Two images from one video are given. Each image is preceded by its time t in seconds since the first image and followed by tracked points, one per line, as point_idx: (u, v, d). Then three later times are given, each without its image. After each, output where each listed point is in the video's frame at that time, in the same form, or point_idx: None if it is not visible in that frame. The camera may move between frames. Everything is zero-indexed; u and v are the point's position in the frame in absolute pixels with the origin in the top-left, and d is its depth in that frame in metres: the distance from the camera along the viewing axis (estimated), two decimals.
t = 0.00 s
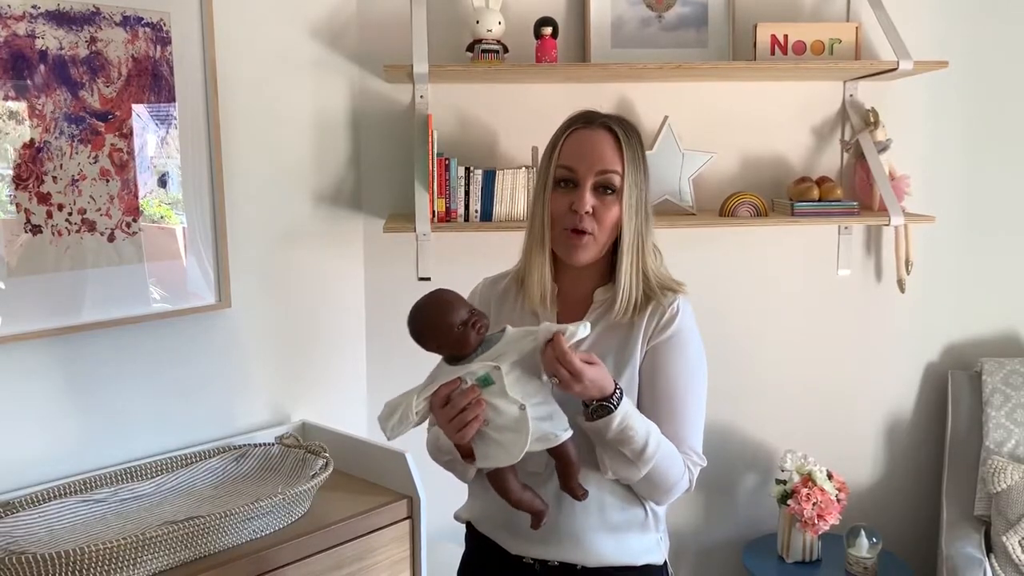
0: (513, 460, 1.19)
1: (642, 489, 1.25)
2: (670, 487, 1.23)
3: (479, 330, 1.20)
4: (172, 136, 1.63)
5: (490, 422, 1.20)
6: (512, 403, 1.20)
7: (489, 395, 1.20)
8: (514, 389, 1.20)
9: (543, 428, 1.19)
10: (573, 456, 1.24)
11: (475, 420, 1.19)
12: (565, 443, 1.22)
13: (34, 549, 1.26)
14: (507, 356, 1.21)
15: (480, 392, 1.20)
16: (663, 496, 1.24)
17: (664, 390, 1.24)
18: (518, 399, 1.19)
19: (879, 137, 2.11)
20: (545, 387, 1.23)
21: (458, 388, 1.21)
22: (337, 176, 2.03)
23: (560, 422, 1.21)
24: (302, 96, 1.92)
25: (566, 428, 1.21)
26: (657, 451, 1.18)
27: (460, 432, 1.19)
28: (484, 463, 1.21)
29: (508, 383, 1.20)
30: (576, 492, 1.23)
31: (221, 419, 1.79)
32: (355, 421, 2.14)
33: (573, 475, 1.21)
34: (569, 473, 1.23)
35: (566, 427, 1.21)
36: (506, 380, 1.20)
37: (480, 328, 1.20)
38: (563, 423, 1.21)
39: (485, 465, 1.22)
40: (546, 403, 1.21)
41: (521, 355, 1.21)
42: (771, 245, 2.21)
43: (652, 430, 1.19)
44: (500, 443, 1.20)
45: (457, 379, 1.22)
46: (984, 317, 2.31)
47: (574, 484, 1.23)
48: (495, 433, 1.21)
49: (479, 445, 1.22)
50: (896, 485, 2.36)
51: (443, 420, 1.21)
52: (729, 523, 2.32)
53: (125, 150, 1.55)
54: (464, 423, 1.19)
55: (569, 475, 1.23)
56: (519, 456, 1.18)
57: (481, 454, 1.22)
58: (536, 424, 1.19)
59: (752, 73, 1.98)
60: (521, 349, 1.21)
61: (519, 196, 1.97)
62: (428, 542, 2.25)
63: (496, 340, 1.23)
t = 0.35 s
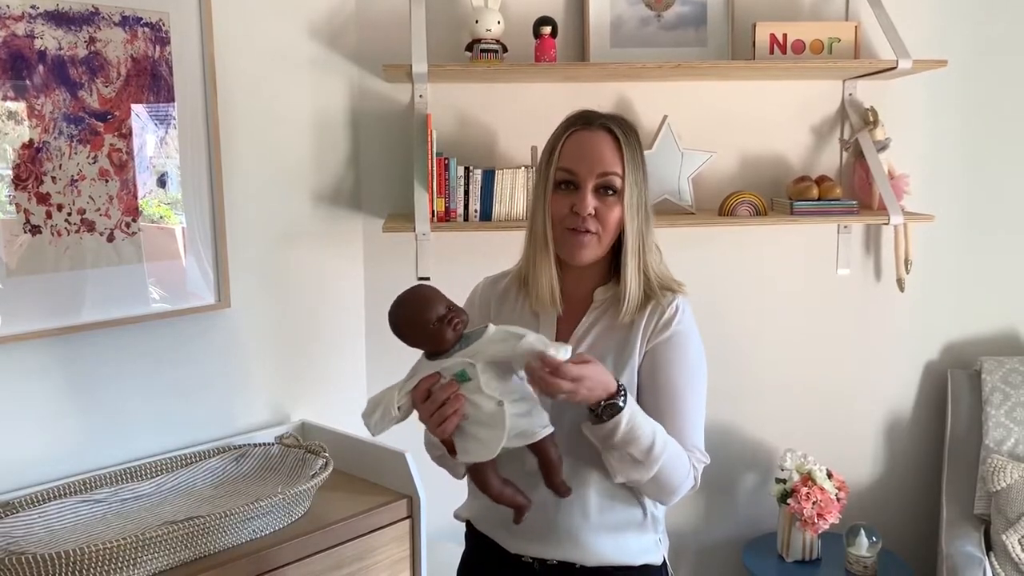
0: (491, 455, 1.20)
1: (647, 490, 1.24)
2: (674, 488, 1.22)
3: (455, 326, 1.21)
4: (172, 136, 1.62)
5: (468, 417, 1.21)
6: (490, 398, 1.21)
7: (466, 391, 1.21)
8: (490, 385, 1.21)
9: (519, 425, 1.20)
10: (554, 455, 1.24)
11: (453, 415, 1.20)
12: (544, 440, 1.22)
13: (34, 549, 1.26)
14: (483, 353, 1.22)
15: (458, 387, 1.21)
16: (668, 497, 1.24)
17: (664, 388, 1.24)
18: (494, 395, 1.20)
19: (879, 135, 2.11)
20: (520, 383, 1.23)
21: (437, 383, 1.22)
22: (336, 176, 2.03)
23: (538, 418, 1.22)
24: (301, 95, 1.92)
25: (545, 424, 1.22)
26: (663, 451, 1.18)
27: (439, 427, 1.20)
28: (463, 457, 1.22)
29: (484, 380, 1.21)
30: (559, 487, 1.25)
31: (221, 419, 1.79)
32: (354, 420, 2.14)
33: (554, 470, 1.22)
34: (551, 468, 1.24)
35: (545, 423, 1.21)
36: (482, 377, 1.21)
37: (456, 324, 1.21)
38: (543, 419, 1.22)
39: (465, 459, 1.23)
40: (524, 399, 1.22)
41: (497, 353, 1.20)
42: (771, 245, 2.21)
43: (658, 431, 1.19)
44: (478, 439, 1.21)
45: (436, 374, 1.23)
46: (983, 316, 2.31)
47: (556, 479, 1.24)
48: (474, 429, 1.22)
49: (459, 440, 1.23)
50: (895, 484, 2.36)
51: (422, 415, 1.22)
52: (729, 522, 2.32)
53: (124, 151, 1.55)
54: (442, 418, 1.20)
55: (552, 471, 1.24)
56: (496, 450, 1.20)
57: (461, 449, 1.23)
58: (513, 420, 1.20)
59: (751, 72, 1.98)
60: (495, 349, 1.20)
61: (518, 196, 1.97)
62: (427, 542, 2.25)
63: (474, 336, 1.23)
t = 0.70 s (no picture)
0: (436, 462, 1.22)
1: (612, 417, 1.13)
2: (647, 407, 1.11)
3: (443, 328, 1.23)
4: (169, 136, 1.62)
5: (429, 419, 1.23)
6: (453, 409, 1.22)
7: (433, 394, 1.22)
8: (456, 398, 1.22)
9: (474, 445, 1.22)
10: (503, 486, 1.25)
11: (417, 413, 1.22)
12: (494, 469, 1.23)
13: (31, 550, 1.26)
14: (457, 364, 1.23)
15: (429, 386, 1.22)
16: (638, 419, 1.11)
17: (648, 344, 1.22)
18: (456, 408, 1.21)
19: (876, 133, 2.11)
20: (488, 405, 1.23)
21: (413, 374, 1.25)
22: (334, 176, 2.03)
23: (494, 445, 1.23)
24: (298, 95, 1.91)
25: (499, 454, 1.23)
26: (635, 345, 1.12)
27: (402, 418, 1.22)
28: (415, 453, 1.25)
29: (449, 390, 1.22)
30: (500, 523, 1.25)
31: (219, 419, 1.79)
32: (353, 420, 2.14)
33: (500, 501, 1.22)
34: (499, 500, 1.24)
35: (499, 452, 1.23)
36: (449, 387, 1.22)
37: (444, 327, 1.23)
38: (499, 446, 1.23)
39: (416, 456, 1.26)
40: (485, 422, 1.22)
41: (468, 369, 1.21)
42: (769, 243, 2.21)
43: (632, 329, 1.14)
44: (430, 441, 1.23)
45: (415, 366, 1.25)
46: (981, 314, 2.31)
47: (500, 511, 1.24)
48: (431, 432, 1.23)
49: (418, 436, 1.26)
50: (894, 482, 2.36)
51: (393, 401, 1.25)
52: (727, 520, 2.33)
53: (121, 151, 1.55)
54: (407, 410, 1.23)
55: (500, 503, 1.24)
56: (440, 458, 1.22)
57: (416, 446, 1.26)
58: (467, 437, 1.22)
59: (748, 70, 1.98)
60: (466, 366, 1.21)
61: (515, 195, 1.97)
62: (426, 541, 2.25)
63: (460, 344, 1.25)
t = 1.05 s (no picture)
0: (439, 468, 1.21)
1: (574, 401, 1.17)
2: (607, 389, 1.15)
3: (421, 335, 1.22)
4: (165, 136, 1.62)
5: (424, 426, 1.22)
6: (447, 413, 1.20)
7: (424, 400, 1.21)
8: (448, 400, 1.21)
9: (474, 444, 1.20)
10: (506, 480, 1.25)
11: (411, 422, 1.21)
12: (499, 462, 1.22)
13: (28, 552, 1.26)
14: (444, 367, 1.21)
15: (419, 394, 1.21)
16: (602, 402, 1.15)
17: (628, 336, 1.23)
18: (449, 410, 1.20)
19: (873, 133, 2.10)
20: (480, 402, 1.22)
21: (400, 385, 1.24)
22: (330, 176, 2.03)
23: (493, 441, 1.21)
24: (294, 95, 1.91)
25: (500, 448, 1.21)
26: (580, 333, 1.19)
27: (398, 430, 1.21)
28: (416, 462, 1.24)
29: (441, 394, 1.21)
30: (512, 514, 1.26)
31: (216, 420, 1.78)
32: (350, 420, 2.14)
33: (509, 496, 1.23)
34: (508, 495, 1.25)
35: (500, 446, 1.21)
36: (439, 390, 1.21)
37: (423, 332, 1.22)
38: (498, 441, 1.21)
39: (418, 465, 1.24)
40: (480, 419, 1.21)
41: (455, 370, 1.20)
42: (765, 243, 2.22)
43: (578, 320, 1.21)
44: (430, 449, 1.22)
45: (400, 376, 1.24)
46: (977, 313, 2.31)
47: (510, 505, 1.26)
48: (429, 439, 1.22)
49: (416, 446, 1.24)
50: (890, 480, 2.37)
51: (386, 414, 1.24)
52: (724, 520, 2.33)
53: (117, 152, 1.55)
54: (401, 421, 1.22)
55: (508, 497, 1.25)
56: (442, 463, 1.20)
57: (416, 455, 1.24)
58: (465, 437, 1.20)
59: (744, 70, 1.98)
60: (454, 367, 1.20)
61: (512, 195, 1.97)
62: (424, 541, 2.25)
63: (442, 348, 1.23)
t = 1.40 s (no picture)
0: (425, 449, 1.21)
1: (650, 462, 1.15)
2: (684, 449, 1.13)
3: (426, 312, 1.23)
4: (162, 136, 1.62)
5: (418, 406, 1.23)
6: (442, 394, 1.21)
7: (421, 379, 1.22)
8: (443, 381, 1.22)
9: (464, 429, 1.21)
10: (494, 473, 1.25)
11: (406, 399, 1.22)
12: (487, 451, 1.23)
13: (24, 553, 1.26)
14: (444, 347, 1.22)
15: (415, 372, 1.22)
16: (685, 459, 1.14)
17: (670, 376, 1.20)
18: (444, 391, 1.21)
19: (870, 134, 2.13)
20: (475, 387, 1.23)
21: (399, 362, 1.25)
22: (328, 176, 2.03)
23: (484, 428, 1.23)
24: (291, 95, 1.91)
25: (489, 435, 1.22)
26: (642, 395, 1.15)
27: (391, 406, 1.22)
28: (404, 443, 1.24)
29: (438, 374, 1.22)
30: (493, 510, 1.26)
31: (213, 421, 1.78)
32: (347, 421, 2.13)
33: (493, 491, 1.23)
34: (492, 490, 1.25)
35: (490, 434, 1.22)
36: (437, 370, 1.22)
37: (427, 310, 1.23)
38: (489, 428, 1.23)
39: (405, 446, 1.25)
40: (475, 404, 1.23)
41: (454, 351, 1.21)
42: (762, 243, 2.22)
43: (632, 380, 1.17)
44: (419, 430, 1.22)
45: (400, 354, 1.25)
46: (974, 313, 2.31)
47: (493, 499, 1.26)
48: (419, 420, 1.23)
49: (406, 426, 1.25)
50: (887, 480, 2.37)
51: (382, 390, 1.25)
52: (722, 520, 2.33)
53: (113, 152, 1.54)
54: (396, 398, 1.22)
55: (493, 491, 1.25)
56: (430, 444, 1.21)
57: (405, 435, 1.25)
58: (457, 421, 1.22)
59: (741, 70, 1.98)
60: (453, 348, 1.21)
61: (509, 195, 1.97)
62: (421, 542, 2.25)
63: (444, 328, 1.24)
